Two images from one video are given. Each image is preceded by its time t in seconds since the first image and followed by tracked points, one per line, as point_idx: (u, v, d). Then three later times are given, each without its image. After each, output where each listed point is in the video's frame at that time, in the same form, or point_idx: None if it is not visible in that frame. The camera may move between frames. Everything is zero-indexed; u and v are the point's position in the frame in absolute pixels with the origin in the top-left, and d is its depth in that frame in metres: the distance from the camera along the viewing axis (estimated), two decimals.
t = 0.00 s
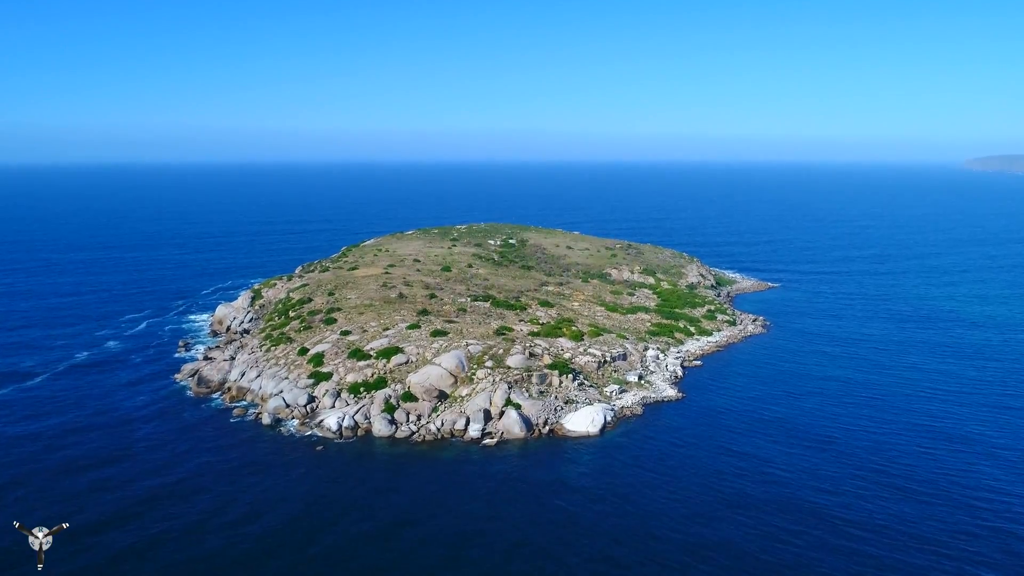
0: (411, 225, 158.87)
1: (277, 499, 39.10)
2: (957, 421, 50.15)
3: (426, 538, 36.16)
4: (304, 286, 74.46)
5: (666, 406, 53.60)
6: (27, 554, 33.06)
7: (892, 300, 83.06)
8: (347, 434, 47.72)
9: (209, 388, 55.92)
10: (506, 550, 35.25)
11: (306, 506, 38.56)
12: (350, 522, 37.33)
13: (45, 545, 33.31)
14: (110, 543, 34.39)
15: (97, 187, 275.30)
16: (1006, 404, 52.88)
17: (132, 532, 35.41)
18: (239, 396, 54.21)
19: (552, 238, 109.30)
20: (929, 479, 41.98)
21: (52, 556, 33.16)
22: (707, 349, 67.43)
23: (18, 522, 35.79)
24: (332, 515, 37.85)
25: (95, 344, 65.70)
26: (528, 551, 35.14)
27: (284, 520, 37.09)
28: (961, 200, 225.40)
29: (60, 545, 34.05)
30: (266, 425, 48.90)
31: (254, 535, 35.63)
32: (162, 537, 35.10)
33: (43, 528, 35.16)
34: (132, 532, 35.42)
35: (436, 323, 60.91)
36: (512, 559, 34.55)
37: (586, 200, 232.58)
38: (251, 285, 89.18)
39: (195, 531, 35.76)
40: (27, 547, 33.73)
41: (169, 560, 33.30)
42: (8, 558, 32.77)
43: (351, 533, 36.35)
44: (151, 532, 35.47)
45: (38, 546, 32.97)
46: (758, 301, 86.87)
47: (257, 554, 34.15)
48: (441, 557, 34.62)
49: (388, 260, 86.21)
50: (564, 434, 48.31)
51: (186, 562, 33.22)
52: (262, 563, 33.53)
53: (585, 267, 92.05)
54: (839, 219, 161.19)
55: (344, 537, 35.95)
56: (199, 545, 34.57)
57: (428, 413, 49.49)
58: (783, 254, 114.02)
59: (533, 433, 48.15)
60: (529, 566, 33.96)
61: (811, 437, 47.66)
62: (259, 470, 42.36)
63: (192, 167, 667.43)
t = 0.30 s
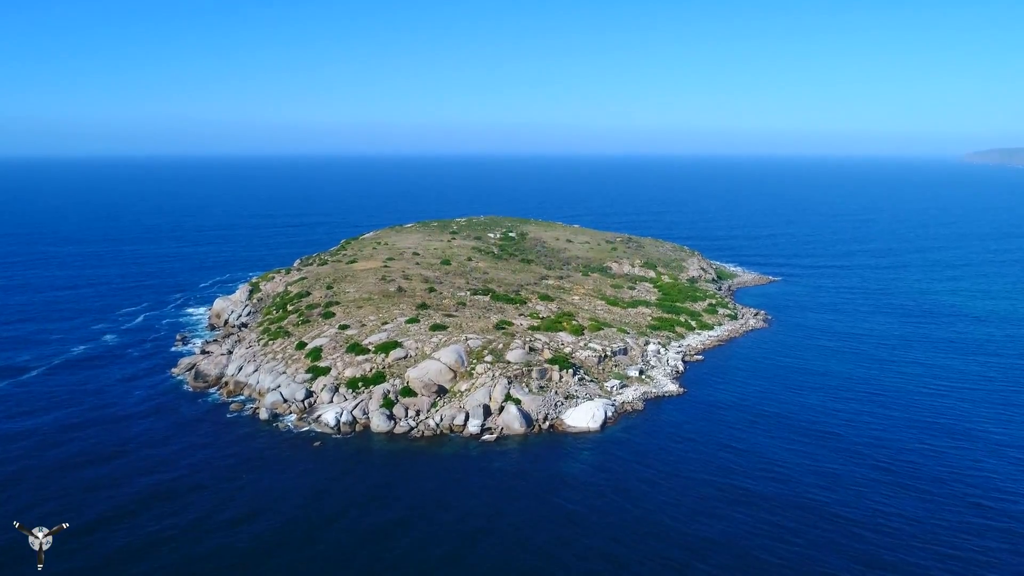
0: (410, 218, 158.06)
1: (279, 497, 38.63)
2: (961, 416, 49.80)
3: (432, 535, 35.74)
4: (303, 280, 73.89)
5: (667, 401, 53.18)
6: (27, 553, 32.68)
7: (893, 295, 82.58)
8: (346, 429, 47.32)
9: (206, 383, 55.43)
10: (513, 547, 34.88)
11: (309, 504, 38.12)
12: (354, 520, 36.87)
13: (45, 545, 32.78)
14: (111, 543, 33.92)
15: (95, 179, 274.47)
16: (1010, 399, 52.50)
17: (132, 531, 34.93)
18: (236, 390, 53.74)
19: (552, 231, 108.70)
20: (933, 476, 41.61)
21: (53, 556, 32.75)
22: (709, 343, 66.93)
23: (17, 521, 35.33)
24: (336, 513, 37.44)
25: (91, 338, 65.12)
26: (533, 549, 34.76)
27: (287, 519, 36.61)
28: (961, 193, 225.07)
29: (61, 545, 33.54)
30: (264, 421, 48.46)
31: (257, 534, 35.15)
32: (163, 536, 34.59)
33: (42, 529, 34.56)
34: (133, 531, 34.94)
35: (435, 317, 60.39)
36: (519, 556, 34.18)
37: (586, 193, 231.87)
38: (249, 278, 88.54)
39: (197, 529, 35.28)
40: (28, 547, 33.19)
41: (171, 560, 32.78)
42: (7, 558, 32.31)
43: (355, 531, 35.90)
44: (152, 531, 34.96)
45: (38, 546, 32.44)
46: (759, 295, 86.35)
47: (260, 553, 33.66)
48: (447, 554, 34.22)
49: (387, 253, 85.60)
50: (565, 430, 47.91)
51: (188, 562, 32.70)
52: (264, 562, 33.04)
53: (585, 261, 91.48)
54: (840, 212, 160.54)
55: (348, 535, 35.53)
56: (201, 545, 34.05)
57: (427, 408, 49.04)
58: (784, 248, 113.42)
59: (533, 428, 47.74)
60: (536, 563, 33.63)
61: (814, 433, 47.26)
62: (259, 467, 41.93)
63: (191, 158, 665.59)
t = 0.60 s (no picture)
0: (409, 210, 157.22)
1: (280, 495, 38.04)
2: (966, 410, 49.37)
3: (435, 533, 35.17)
4: (301, 272, 73.24)
5: (669, 395, 52.70)
6: (24, 554, 32.11)
7: (895, 287, 82.06)
8: (344, 424, 46.85)
9: (203, 376, 54.93)
10: (517, 544, 34.36)
11: (310, 502, 37.53)
12: (356, 518, 36.28)
13: (45, 545, 32.27)
14: (108, 543, 33.30)
15: (92, 171, 272.84)
16: (1015, 393, 52.04)
17: (130, 530, 34.33)
18: (233, 384, 53.25)
19: (552, 223, 107.98)
20: (937, 470, 41.17)
21: (51, 556, 32.16)
22: (710, 336, 66.42)
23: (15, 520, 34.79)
24: (338, 511, 36.86)
25: (88, 332, 64.55)
26: (538, 546, 34.25)
27: (287, 517, 36.02)
28: (962, 184, 224.63)
29: (60, 546, 32.95)
30: (261, 415, 48.02)
31: (257, 533, 34.57)
32: (161, 536, 33.98)
33: (40, 529, 33.93)
34: (131, 530, 34.35)
35: (435, 310, 59.82)
36: (524, 554, 33.64)
37: (586, 185, 230.91)
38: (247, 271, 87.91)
39: (196, 529, 34.66)
40: (25, 548, 32.62)
41: (169, 561, 32.16)
42: (5, 558, 31.76)
43: (358, 529, 35.32)
44: (151, 530, 34.40)
45: (38, 546, 31.93)
46: (760, 287, 85.74)
47: (260, 553, 33.05)
48: (451, 553, 33.66)
49: (386, 245, 84.92)
50: (566, 424, 47.44)
51: (187, 563, 32.09)
52: (265, 562, 32.44)
53: (585, 253, 90.86)
54: (841, 204, 159.74)
55: (350, 534, 34.94)
56: (200, 545, 33.44)
57: (426, 402, 48.54)
58: (785, 240, 112.76)
59: (533, 422, 47.28)
60: (542, 560, 33.11)
61: (817, 427, 46.79)
62: (258, 463, 41.38)
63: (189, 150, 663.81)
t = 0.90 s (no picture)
0: (408, 201, 156.40)
1: (280, 492, 37.49)
2: (969, 404, 48.97)
3: (439, 529, 34.77)
4: (299, 264, 72.64)
5: (670, 388, 52.23)
6: (22, 552, 31.71)
7: (898, 279, 81.49)
8: (342, 418, 46.43)
9: (200, 369, 54.52)
10: (521, 541, 33.88)
11: (311, 499, 36.98)
12: (358, 516, 35.73)
13: (45, 545, 31.89)
14: (106, 541, 32.79)
15: (90, 162, 271.79)
16: (1018, 387, 51.62)
17: (128, 528, 33.80)
18: (231, 377, 52.84)
19: (552, 214, 107.28)
20: (942, 465, 40.74)
21: (49, 554, 31.68)
22: (711, 329, 65.95)
23: (13, 518, 34.35)
24: (339, 508, 36.32)
25: (85, 324, 64.05)
26: (541, 544, 33.77)
27: (288, 515, 35.48)
28: (965, 176, 223.82)
29: (59, 544, 32.49)
30: (258, 409, 47.64)
31: (257, 531, 34.03)
32: (160, 535, 33.44)
33: (38, 528, 33.47)
34: (129, 528, 33.81)
35: (434, 302, 59.32)
36: (527, 552, 33.14)
37: (587, 176, 229.74)
38: (245, 262, 87.35)
39: (195, 527, 34.12)
40: (24, 545, 32.20)
41: (167, 560, 31.62)
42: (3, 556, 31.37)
43: (359, 527, 34.80)
44: (151, 526, 33.99)
45: (38, 546, 31.56)
46: (762, 279, 85.20)
47: (260, 552, 32.52)
48: (454, 551, 33.12)
49: (385, 237, 84.28)
50: (566, 418, 47.03)
51: (189, 560, 31.68)
52: (267, 560, 32.02)
53: (586, 244, 90.28)
54: (843, 196, 158.97)
55: (352, 532, 34.39)
56: (199, 543, 32.90)
57: (425, 396, 48.08)
58: (787, 232, 112.11)
59: (533, 416, 46.86)
60: (548, 558, 32.72)
61: (820, 421, 46.34)
62: (257, 459, 40.90)
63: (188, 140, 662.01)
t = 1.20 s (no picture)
0: (407, 195, 155.63)
1: (281, 492, 36.99)
2: (974, 401, 48.53)
3: (442, 528, 34.34)
4: (297, 259, 72.04)
5: (672, 385, 51.71)
6: (22, 551, 31.30)
7: (900, 275, 81.00)
8: (341, 415, 45.95)
9: (197, 366, 54.02)
10: (524, 542, 33.37)
11: (311, 499, 36.46)
12: (359, 515, 35.25)
13: (44, 545, 31.36)
14: (105, 542, 32.29)
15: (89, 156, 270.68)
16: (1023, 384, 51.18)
17: (127, 529, 33.30)
18: (228, 374, 52.35)
19: (552, 209, 106.62)
20: (948, 464, 40.25)
21: (49, 555, 31.26)
22: (713, 325, 65.43)
23: (11, 518, 33.82)
24: (340, 508, 35.79)
25: (81, 320, 63.48)
26: (545, 544, 33.27)
27: (288, 515, 34.95)
28: (967, 171, 223.08)
29: (59, 544, 32.05)
30: (256, 406, 47.15)
31: (257, 531, 33.49)
32: (159, 535, 32.92)
33: (37, 528, 33.04)
34: (128, 529, 33.30)
35: (433, 298, 58.77)
36: (531, 552, 32.63)
37: (587, 171, 228.66)
38: (243, 258, 86.73)
39: (195, 527, 33.61)
40: (24, 545, 31.76)
41: (166, 562, 31.08)
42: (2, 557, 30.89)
43: (361, 527, 34.27)
44: (150, 527, 33.50)
45: (38, 546, 31.04)
46: (764, 275, 84.65)
47: (260, 553, 31.98)
48: (459, 550, 32.71)
49: (384, 232, 83.65)
50: (567, 416, 46.56)
51: (190, 561, 31.20)
52: (270, 560, 31.56)
53: (586, 239, 89.68)
54: (844, 190, 158.29)
55: (353, 532, 33.87)
56: (198, 544, 32.37)
57: (424, 393, 47.58)
58: (788, 227, 111.47)
59: (534, 413, 46.38)
60: (553, 557, 32.28)
61: (823, 419, 45.86)
62: (257, 457, 40.46)
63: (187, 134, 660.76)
